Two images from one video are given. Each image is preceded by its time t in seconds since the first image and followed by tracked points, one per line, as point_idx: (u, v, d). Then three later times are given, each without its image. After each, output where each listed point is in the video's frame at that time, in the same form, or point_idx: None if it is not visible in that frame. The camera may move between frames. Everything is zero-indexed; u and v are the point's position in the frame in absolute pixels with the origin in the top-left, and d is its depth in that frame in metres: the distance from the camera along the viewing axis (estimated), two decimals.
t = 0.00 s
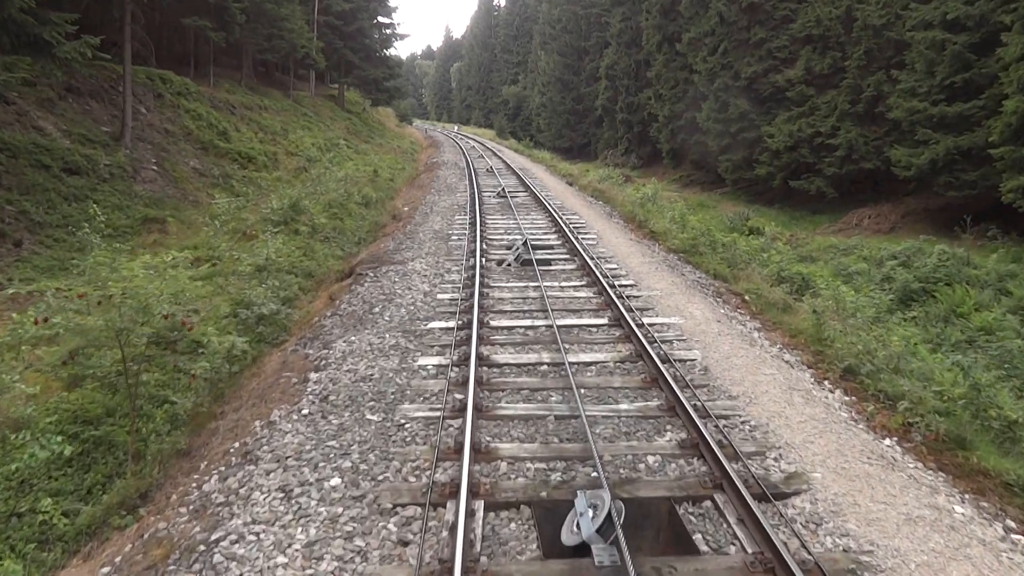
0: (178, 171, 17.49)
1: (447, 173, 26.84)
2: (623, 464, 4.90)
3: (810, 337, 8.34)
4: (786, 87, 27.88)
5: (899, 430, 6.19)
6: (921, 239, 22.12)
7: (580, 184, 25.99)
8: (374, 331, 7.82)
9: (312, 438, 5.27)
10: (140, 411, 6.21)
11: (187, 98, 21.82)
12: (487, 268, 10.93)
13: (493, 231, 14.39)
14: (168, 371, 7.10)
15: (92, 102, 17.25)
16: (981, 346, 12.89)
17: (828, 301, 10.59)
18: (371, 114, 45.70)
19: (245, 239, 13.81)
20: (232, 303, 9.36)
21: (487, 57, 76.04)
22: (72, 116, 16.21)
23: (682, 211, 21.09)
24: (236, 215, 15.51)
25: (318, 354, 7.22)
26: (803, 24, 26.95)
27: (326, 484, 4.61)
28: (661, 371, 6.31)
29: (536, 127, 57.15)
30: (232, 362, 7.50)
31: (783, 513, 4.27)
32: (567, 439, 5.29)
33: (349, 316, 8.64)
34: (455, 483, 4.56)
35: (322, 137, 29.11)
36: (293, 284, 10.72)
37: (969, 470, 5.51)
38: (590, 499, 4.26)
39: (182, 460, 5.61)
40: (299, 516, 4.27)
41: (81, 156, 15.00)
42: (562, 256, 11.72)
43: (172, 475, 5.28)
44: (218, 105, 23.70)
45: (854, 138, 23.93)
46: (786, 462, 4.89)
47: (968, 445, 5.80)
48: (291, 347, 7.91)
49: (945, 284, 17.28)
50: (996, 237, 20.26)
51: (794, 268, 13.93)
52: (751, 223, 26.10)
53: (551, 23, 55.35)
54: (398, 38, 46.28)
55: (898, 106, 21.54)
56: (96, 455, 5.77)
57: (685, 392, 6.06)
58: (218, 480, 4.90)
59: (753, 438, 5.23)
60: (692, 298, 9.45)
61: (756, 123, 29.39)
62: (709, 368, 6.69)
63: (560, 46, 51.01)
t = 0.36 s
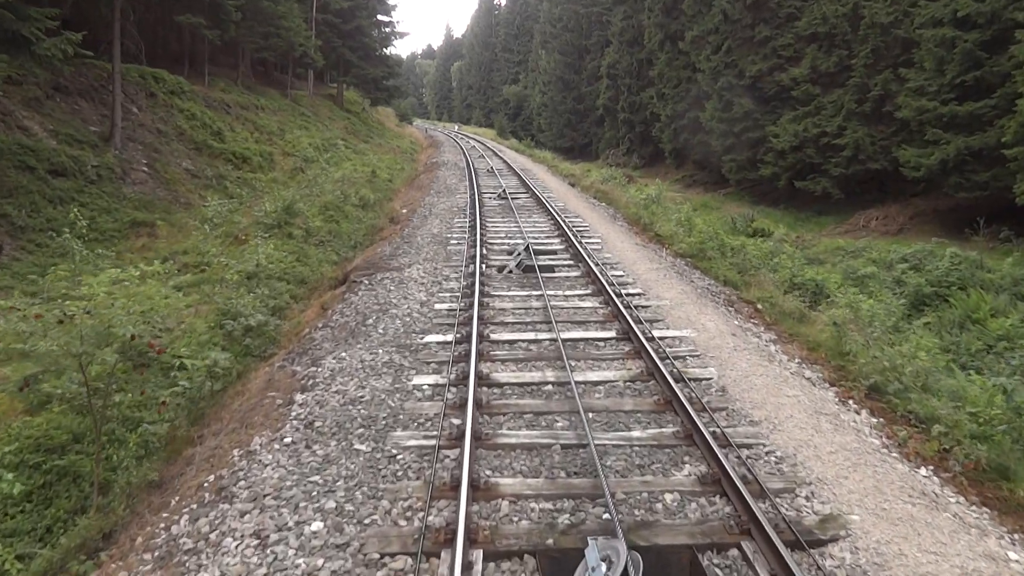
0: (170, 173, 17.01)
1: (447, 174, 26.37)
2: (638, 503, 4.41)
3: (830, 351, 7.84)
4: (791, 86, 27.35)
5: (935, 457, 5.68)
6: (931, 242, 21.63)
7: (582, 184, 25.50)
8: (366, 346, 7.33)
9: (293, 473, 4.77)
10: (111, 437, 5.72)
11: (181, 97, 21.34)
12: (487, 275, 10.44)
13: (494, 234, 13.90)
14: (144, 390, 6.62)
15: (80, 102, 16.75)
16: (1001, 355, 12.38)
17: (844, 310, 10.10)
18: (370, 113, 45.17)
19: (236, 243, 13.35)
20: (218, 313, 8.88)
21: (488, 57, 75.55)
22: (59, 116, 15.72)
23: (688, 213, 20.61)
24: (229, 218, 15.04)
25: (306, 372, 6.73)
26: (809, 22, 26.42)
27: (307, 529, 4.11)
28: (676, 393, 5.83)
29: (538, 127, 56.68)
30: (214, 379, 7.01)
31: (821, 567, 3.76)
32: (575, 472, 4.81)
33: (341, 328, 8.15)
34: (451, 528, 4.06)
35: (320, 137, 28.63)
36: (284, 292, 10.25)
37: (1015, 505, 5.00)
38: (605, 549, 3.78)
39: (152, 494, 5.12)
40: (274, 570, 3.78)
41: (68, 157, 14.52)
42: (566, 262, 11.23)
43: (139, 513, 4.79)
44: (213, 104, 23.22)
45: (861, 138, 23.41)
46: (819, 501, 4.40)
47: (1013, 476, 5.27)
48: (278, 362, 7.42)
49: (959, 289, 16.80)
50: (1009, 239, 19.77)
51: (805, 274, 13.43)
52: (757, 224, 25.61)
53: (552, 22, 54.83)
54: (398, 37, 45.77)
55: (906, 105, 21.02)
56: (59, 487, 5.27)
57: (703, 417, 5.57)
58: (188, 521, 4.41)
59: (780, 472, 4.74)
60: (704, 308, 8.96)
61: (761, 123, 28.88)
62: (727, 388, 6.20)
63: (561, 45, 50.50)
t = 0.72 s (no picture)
0: (160, 174, 16.52)
1: (447, 175, 25.92)
2: (655, 552, 3.93)
3: (852, 368, 7.36)
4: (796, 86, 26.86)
5: (977, 490, 5.16)
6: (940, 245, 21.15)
7: (584, 186, 25.00)
8: (357, 363, 6.85)
9: (269, 515, 4.29)
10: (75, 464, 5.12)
11: (174, 97, 20.85)
12: (487, 284, 9.98)
13: (494, 239, 13.42)
14: (116, 412, 6.07)
15: (68, 102, 16.27)
16: (1020, 365, 11.94)
17: (860, 321, 9.61)
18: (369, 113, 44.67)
19: (226, 249, 12.90)
20: (203, 325, 8.43)
21: (488, 57, 75.09)
22: (44, 116, 15.23)
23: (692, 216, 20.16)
24: (220, 222, 14.58)
25: (291, 393, 6.25)
26: (814, 20, 25.92)
27: None
28: (693, 420, 5.34)
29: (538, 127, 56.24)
30: (194, 401, 6.57)
31: None
32: (583, 512, 4.33)
33: (331, 342, 7.67)
34: None
35: (317, 138, 28.17)
36: (274, 301, 9.80)
37: None
38: None
39: (116, 534, 4.67)
40: None
41: (53, 159, 14.04)
42: (569, 269, 10.76)
43: (98, 559, 4.35)
44: (208, 104, 22.74)
45: (868, 139, 22.90)
46: (859, 552, 3.92)
47: None
48: (263, 380, 6.94)
49: (972, 293, 16.32)
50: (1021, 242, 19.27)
51: (816, 279, 12.98)
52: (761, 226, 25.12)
53: (552, 21, 54.37)
54: (397, 36, 45.22)
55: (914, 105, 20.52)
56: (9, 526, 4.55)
57: (723, 447, 5.08)
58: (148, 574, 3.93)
59: (812, 514, 4.26)
60: (716, 320, 8.47)
61: (765, 124, 28.39)
62: (747, 413, 5.70)
63: (562, 45, 50.01)
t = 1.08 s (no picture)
0: (150, 177, 16.04)
1: (446, 177, 25.45)
2: None
3: (878, 388, 6.89)
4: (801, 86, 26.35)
5: None
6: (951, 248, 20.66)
7: (585, 188, 24.52)
8: (345, 384, 6.35)
9: (238, 569, 3.80)
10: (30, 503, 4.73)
11: (167, 98, 20.38)
12: (487, 293, 9.49)
13: (494, 245, 12.94)
14: (83, 441, 5.66)
15: (55, 102, 15.79)
16: None
17: (879, 333, 9.13)
18: (368, 114, 44.15)
19: (216, 255, 12.46)
20: (185, 340, 7.95)
21: (488, 57, 74.71)
22: (30, 117, 14.75)
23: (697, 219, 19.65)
24: (211, 227, 14.12)
25: (273, 418, 5.76)
26: (820, 20, 25.41)
27: None
28: (713, 452, 4.84)
29: (539, 128, 55.79)
30: (170, 426, 6.10)
31: None
32: (595, 565, 3.84)
33: (320, 360, 7.17)
34: None
35: (314, 139, 27.71)
36: (262, 312, 9.33)
37: None
38: None
39: None
40: None
41: (37, 161, 13.56)
42: (573, 277, 10.28)
43: None
44: (202, 104, 22.24)
45: (874, 139, 22.38)
46: None
47: None
48: (245, 401, 6.45)
49: (986, 299, 15.82)
50: None
51: (828, 286, 12.49)
52: (766, 228, 24.62)
53: (552, 21, 53.95)
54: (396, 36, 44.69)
55: (923, 106, 20.01)
56: None
57: (746, 484, 4.60)
58: None
59: (852, 567, 3.79)
60: (729, 333, 7.99)
61: (769, 125, 27.90)
62: (771, 442, 5.21)
63: (562, 45, 49.54)
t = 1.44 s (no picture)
0: (140, 179, 15.58)
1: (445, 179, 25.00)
2: None
3: (906, 410, 6.41)
4: (806, 86, 25.86)
5: None
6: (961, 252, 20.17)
7: (587, 189, 24.04)
8: (332, 407, 5.87)
9: None
10: None
11: (159, 98, 19.91)
12: (486, 303, 9.01)
13: (494, 250, 12.45)
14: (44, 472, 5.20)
15: (42, 102, 15.32)
16: None
17: (899, 347, 8.65)
18: (367, 114, 43.67)
19: (205, 262, 12.01)
20: (165, 355, 7.49)
21: (489, 57, 74.29)
22: (14, 118, 14.28)
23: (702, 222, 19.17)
24: (201, 231, 13.66)
25: (252, 447, 5.28)
26: (825, 19, 24.91)
27: None
28: (738, 490, 4.36)
29: (539, 128, 55.33)
30: (142, 453, 5.64)
31: None
32: None
33: (307, 379, 6.68)
34: None
35: (311, 139, 27.24)
36: (250, 323, 8.87)
37: None
38: None
39: None
40: None
41: (20, 163, 13.09)
42: (577, 286, 9.80)
43: None
44: (196, 104, 21.78)
45: (882, 140, 21.87)
46: None
47: None
48: (225, 425, 5.95)
49: (1000, 304, 15.34)
50: None
51: (840, 294, 12.02)
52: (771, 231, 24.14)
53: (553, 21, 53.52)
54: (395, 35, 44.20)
55: (931, 106, 19.51)
56: None
57: (775, 528, 4.12)
58: None
59: None
60: (745, 348, 7.52)
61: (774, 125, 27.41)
62: (799, 477, 4.74)
63: (563, 45, 49.07)
